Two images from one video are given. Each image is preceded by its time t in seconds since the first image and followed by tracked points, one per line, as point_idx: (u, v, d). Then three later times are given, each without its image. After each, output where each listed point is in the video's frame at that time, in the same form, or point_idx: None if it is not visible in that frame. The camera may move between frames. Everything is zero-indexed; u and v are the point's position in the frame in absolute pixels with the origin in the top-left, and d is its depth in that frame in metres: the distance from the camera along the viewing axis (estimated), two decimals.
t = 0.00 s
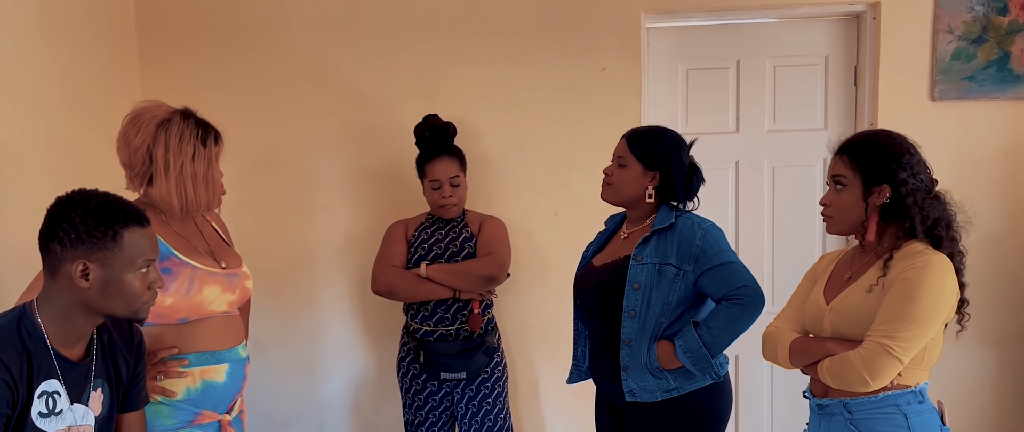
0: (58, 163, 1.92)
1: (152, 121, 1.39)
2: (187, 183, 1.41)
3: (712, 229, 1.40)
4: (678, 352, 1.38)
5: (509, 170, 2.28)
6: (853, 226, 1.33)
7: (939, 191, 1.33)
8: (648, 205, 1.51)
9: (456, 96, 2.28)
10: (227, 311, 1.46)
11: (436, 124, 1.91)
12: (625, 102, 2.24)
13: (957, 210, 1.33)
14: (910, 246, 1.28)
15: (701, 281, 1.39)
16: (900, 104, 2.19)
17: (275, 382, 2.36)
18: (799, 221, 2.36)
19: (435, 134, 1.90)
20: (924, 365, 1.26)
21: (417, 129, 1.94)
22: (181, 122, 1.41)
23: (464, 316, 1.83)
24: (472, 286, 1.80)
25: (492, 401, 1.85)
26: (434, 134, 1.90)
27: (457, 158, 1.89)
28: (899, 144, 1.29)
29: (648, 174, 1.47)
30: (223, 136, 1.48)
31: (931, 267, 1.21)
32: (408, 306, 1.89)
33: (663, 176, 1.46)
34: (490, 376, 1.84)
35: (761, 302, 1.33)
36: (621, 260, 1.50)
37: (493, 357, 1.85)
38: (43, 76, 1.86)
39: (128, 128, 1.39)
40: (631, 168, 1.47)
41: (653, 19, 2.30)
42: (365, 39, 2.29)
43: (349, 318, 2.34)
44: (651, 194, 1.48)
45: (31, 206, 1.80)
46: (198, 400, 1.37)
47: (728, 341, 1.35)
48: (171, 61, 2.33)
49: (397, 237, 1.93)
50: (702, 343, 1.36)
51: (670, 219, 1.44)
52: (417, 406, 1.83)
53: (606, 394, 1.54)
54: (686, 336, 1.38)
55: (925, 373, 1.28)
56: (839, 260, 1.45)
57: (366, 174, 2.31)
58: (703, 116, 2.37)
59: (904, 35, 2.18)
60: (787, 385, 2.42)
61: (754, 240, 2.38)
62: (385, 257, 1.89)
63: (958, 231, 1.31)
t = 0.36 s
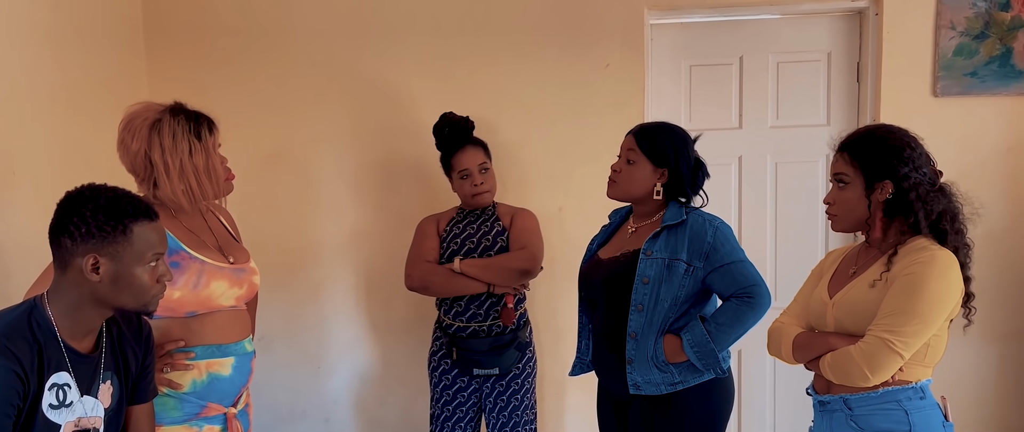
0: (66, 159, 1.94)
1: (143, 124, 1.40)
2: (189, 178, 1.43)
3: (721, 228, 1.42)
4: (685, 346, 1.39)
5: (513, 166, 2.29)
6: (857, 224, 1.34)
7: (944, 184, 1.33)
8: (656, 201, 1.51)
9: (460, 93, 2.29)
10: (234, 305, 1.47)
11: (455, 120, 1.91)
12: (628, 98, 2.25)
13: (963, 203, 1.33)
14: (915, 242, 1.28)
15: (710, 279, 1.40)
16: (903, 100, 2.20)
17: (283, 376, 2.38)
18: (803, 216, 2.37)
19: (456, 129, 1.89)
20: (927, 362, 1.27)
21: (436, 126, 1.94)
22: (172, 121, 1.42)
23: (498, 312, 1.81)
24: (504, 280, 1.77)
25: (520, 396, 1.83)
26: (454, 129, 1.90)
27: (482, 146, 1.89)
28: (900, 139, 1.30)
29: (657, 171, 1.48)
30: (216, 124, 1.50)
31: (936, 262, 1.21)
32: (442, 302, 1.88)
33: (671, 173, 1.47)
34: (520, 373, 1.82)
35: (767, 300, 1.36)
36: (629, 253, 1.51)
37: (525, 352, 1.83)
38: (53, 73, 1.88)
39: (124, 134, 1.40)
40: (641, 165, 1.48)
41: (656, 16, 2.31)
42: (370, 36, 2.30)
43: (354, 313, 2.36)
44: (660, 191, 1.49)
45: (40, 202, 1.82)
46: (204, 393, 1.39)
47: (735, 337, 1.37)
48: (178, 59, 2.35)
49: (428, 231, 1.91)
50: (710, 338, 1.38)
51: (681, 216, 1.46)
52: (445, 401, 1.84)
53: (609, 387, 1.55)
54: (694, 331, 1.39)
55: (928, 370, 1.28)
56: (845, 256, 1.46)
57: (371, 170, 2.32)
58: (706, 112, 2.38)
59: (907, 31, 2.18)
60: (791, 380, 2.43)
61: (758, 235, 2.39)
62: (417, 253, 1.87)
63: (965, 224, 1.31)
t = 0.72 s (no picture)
0: (73, 158, 1.96)
1: (144, 126, 1.41)
2: (192, 177, 1.45)
3: (725, 226, 1.43)
4: (690, 342, 1.40)
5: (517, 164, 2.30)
6: (860, 221, 1.35)
7: (946, 181, 1.34)
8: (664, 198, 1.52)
9: (464, 91, 2.30)
10: (241, 303, 1.48)
11: (480, 118, 1.89)
12: (632, 96, 2.25)
13: (965, 200, 1.34)
14: (918, 240, 1.28)
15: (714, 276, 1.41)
16: (905, 97, 2.20)
17: (288, 372, 2.39)
18: (806, 213, 2.38)
19: (482, 126, 1.86)
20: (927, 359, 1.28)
21: (464, 128, 1.90)
22: (171, 122, 1.43)
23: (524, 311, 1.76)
24: (527, 280, 1.72)
25: (541, 395, 1.78)
26: (482, 125, 1.87)
27: (507, 142, 1.85)
28: (902, 136, 1.30)
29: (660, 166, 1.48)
30: (216, 121, 1.51)
31: (937, 261, 1.22)
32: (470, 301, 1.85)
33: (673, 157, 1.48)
34: (543, 372, 1.77)
35: (772, 298, 1.37)
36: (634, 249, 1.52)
37: (549, 351, 1.78)
38: (60, 72, 1.90)
39: (126, 137, 1.42)
40: (649, 169, 1.46)
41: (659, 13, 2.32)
42: (374, 34, 2.31)
43: (359, 310, 2.37)
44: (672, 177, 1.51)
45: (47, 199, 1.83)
46: (210, 388, 1.40)
47: (739, 334, 1.38)
48: (184, 57, 2.36)
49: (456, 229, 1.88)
50: (714, 334, 1.38)
51: (683, 215, 1.47)
52: (466, 398, 1.81)
53: (612, 383, 1.55)
54: (698, 327, 1.40)
55: (928, 367, 1.29)
56: (848, 252, 1.47)
57: (375, 167, 2.33)
58: (709, 109, 2.38)
59: (909, 28, 2.19)
60: (792, 376, 2.44)
61: (761, 233, 2.40)
62: (444, 251, 1.84)
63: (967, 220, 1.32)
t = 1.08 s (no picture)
0: (78, 156, 1.97)
1: (146, 126, 1.42)
2: (194, 176, 1.45)
3: (729, 224, 1.44)
4: (695, 339, 1.41)
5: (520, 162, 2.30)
6: (861, 220, 1.35)
7: (949, 178, 1.34)
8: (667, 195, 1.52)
9: (467, 89, 2.31)
10: (246, 300, 1.49)
11: (497, 119, 1.90)
12: (634, 94, 2.26)
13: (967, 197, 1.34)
14: (920, 239, 1.29)
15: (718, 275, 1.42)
16: (907, 95, 2.21)
17: (292, 370, 2.40)
18: (808, 211, 2.38)
19: (499, 126, 1.88)
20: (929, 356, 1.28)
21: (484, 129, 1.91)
22: (173, 121, 1.44)
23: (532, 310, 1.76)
24: (529, 282, 1.72)
25: (547, 395, 1.76)
26: (499, 125, 1.88)
27: (524, 141, 1.85)
28: (903, 134, 1.30)
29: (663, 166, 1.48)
30: (218, 119, 1.51)
31: (939, 261, 1.22)
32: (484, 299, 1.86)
33: (678, 160, 1.48)
34: (550, 372, 1.76)
35: (775, 295, 1.38)
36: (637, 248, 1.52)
37: (558, 351, 1.76)
38: (64, 71, 1.90)
39: (129, 137, 1.43)
40: (648, 168, 1.47)
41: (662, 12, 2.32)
42: (377, 33, 2.32)
43: (362, 308, 2.38)
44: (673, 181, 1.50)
45: (52, 198, 1.84)
46: (216, 386, 1.41)
47: (743, 332, 1.39)
48: (187, 56, 2.37)
49: (475, 228, 1.90)
50: (718, 331, 1.39)
51: (683, 212, 1.47)
52: (475, 393, 1.83)
53: (615, 379, 1.56)
54: (702, 324, 1.41)
55: (930, 364, 1.29)
56: (852, 249, 1.47)
57: (378, 165, 2.34)
58: (712, 107, 2.39)
59: (911, 26, 2.19)
60: (795, 373, 2.44)
61: (763, 231, 2.40)
62: (461, 250, 1.87)
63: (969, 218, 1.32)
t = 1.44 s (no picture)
0: (81, 155, 1.97)
1: (147, 125, 1.42)
2: (195, 174, 1.45)
3: (727, 222, 1.44)
4: (692, 337, 1.41)
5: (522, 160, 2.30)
6: (863, 217, 1.36)
7: (952, 177, 1.34)
8: (670, 192, 1.53)
9: (468, 88, 2.31)
10: (248, 298, 1.49)
11: (508, 119, 1.93)
12: (636, 93, 2.26)
13: (970, 195, 1.34)
14: (922, 238, 1.29)
15: (716, 273, 1.42)
16: (908, 93, 2.21)
17: (294, 368, 2.40)
18: (809, 210, 2.38)
19: (510, 127, 1.91)
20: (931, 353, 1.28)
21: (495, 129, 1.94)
22: (173, 120, 1.44)
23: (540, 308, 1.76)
24: (540, 279, 1.72)
25: (553, 393, 1.77)
26: (510, 126, 1.91)
27: (533, 140, 1.86)
28: (906, 133, 1.30)
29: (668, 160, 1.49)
30: (218, 118, 1.51)
31: (941, 259, 1.22)
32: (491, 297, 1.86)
33: (683, 156, 1.48)
34: (555, 370, 1.76)
35: (774, 294, 1.38)
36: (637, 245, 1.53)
37: (564, 350, 1.77)
38: (67, 71, 1.91)
39: (129, 136, 1.43)
40: (651, 156, 1.48)
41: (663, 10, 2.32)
42: (378, 31, 2.32)
43: (364, 306, 2.38)
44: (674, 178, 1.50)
45: (55, 197, 1.84)
46: (219, 383, 1.41)
47: (742, 330, 1.39)
48: (189, 56, 2.37)
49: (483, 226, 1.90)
50: (716, 329, 1.39)
51: (684, 209, 1.48)
52: (479, 390, 1.83)
53: (615, 376, 1.56)
54: (701, 322, 1.41)
55: (933, 362, 1.29)
56: (855, 248, 1.47)
57: (380, 164, 2.34)
58: (714, 105, 2.39)
59: (912, 25, 2.20)
60: (795, 371, 2.44)
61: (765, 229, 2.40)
62: (469, 247, 1.87)
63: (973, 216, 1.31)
